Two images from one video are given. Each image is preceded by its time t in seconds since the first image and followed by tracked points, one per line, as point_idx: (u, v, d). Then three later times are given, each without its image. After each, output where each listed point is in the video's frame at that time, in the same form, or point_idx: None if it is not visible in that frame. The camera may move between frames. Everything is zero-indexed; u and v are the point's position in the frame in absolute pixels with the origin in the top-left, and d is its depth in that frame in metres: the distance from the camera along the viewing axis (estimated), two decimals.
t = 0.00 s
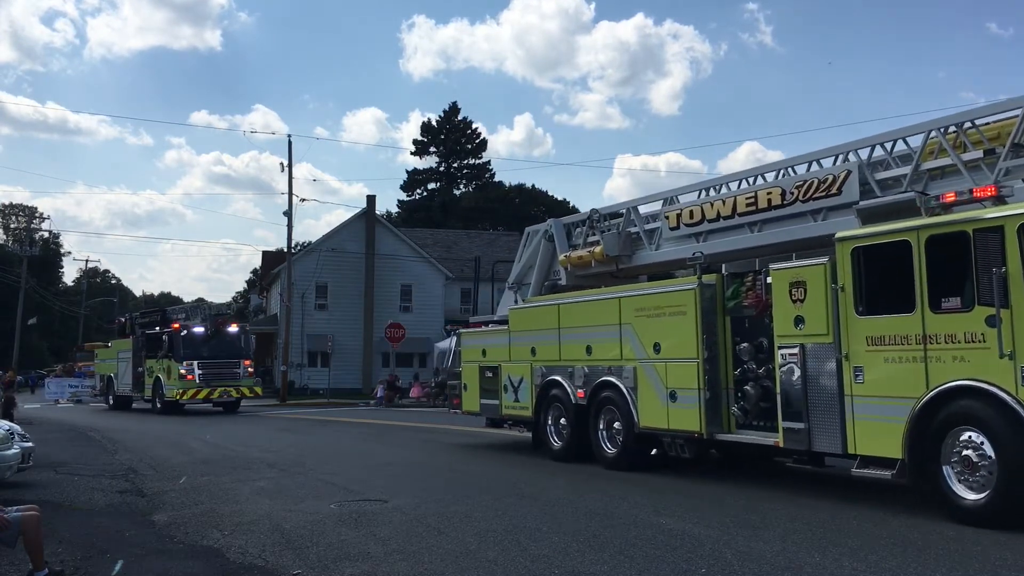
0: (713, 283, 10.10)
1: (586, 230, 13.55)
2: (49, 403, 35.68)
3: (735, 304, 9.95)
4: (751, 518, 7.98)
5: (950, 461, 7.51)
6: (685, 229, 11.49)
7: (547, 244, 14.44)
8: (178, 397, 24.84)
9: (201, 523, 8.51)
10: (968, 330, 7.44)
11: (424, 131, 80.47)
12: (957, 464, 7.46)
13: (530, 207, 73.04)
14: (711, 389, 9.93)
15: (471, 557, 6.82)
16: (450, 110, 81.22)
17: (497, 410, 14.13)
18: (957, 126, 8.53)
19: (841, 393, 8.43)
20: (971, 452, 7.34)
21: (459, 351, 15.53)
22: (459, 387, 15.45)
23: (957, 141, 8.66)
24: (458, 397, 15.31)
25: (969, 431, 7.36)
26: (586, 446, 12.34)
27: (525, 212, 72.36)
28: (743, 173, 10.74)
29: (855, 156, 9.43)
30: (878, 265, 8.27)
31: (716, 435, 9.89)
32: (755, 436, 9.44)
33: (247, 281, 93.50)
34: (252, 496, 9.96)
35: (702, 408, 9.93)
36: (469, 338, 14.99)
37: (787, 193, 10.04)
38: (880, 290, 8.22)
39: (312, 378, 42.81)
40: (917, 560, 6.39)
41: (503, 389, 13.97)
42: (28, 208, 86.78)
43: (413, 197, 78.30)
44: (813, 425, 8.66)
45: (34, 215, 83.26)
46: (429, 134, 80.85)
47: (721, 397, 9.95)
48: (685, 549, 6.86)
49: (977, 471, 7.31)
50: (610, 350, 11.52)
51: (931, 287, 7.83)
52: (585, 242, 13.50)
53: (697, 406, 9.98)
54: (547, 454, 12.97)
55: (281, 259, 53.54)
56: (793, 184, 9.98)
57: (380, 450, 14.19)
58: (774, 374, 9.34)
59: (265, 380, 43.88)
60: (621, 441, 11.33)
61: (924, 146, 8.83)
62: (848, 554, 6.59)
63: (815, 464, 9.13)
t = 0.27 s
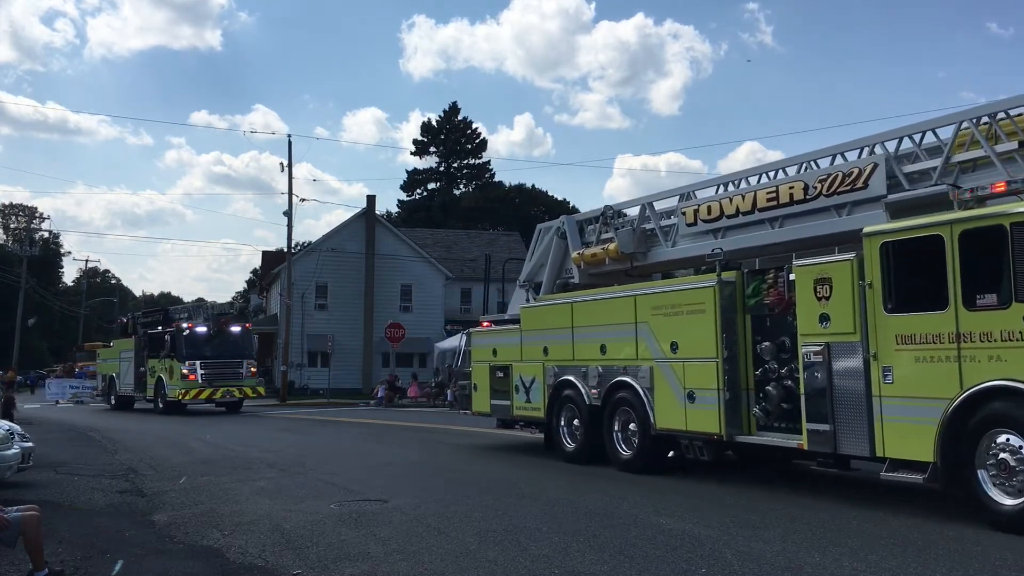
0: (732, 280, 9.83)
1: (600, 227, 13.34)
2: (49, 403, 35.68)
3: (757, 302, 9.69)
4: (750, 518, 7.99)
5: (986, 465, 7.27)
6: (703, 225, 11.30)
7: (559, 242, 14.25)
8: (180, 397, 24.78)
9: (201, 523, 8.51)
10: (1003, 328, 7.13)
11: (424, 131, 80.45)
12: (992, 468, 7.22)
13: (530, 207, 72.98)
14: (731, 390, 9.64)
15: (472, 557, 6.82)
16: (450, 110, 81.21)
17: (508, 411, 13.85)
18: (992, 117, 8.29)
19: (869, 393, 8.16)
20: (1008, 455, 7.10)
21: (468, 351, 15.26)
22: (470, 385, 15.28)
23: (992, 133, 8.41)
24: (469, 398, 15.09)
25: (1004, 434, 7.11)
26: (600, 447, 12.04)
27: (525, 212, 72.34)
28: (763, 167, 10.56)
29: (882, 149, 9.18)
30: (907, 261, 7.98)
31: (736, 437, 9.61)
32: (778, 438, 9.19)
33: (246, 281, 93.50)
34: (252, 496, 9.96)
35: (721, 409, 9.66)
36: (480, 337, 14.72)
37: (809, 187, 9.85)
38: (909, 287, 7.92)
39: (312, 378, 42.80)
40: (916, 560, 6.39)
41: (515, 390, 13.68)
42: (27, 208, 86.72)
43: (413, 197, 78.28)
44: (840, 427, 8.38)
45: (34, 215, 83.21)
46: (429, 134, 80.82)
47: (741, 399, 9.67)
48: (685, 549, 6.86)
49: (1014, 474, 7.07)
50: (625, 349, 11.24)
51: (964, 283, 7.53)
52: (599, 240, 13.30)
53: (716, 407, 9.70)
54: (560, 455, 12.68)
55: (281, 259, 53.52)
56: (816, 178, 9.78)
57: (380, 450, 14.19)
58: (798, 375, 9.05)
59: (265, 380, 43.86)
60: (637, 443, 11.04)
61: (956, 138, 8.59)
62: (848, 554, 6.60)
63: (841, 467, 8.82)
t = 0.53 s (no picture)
0: (754, 277, 9.51)
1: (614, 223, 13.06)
2: (49, 403, 35.69)
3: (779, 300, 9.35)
4: (751, 518, 7.98)
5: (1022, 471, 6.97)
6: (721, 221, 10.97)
7: (572, 238, 14.04)
8: (183, 397, 24.74)
9: (201, 523, 8.51)
10: None
11: (424, 131, 80.49)
12: None
13: (530, 207, 73.00)
14: (752, 390, 9.34)
15: (472, 557, 6.82)
16: (450, 110, 81.25)
17: (520, 412, 13.53)
18: None
19: (899, 394, 7.80)
20: None
21: (480, 350, 14.98)
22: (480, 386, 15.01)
23: None
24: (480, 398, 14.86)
25: None
26: (614, 449, 11.71)
27: (525, 212, 72.37)
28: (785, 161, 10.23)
29: (910, 141, 8.91)
30: (940, 257, 7.63)
31: (758, 440, 9.30)
32: (801, 441, 8.87)
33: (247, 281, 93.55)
34: (252, 496, 9.95)
35: (742, 410, 9.37)
36: (491, 336, 14.43)
37: (834, 182, 9.53)
38: (941, 284, 7.57)
39: (312, 378, 42.79)
40: (917, 561, 6.39)
41: (527, 390, 13.38)
42: (27, 208, 86.72)
43: (413, 197, 78.30)
44: (866, 429, 8.05)
45: (34, 215, 83.25)
46: (429, 134, 80.85)
47: (762, 399, 9.36)
48: (685, 549, 6.86)
49: None
50: (641, 349, 10.92)
51: (1000, 281, 7.17)
52: (613, 237, 13.02)
53: (737, 408, 9.41)
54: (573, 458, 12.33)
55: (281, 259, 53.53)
56: (840, 172, 9.45)
57: (380, 450, 14.18)
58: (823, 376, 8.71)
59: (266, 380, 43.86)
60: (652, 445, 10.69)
61: (989, 129, 8.29)
62: (848, 554, 6.59)
63: (868, 470, 8.43)
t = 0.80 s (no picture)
0: (775, 275, 9.30)
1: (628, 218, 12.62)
2: (49, 403, 35.70)
3: (803, 298, 9.15)
4: (751, 518, 7.98)
5: None
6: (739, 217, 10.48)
7: (585, 234, 13.56)
8: (185, 397, 24.69)
9: (201, 523, 8.50)
10: None
11: (424, 131, 80.49)
12: None
13: (530, 207, 73.00)
14: (773, 391, 9.10)
15: (472, 557, 6.82)
16: (450, 110, 81.25)
17: (532, 412, 13.22)
18: None
19: (931, 395, 7.59)
20: None
21: (490, 349, 14.72)
22: (491, 386, 14.74)
23: None
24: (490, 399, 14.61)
25: None
26: (629, 450, 11.43)
27: (525, 212, 72.38)
28: (808, 154, 9.76)
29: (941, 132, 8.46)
30: (974, 253, 7.41)
31: (780, 442, 9.07)
32: (826, 443, 8.62)
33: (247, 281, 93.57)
34: (252, 496, 9.95)
35: (764, 411, 9.11)
36: (502, 335, 14.17)
37: (859, 175, 9.00)
38: (975, 281, 7.35)
39: (312, 378, 42.79)
40: (916, 560, 6.39)
41: (539, 390, 13.09)
42: (27, 208, 86.73)
43: (413, 197, 78.29)
44: (896, 431, 7.83)
45: (34, 215, 83.26)
46: (428, 134, 80.83)
47: (783, 400, 9.14)
48: (685, 549, 6.86)
49: None
50: (657, 348, 10.63)
51: None
52: (629, 233, 12.59)
53: (758, 409, 9.14)
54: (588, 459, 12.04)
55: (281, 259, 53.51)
56: (867, 165, 8.93)
57: (380, 450, 14.18)
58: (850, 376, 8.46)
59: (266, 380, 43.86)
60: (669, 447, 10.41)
61: None
62: (848, 554, 6.59)
63: (896, 474, 8.09)
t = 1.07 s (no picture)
0: (798, 272, 9.04)
1: (643, 215, 12.26)
2: (49, 403, 35.69)
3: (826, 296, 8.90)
4: (751, 518, 7.98)
5: None
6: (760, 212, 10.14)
7: (597, 232, 13.22)
8: (188, 397, 24.65)
9: (201, 523, 8.51)
10: None
11: (424, 131, 80.48)
12: None
13: (530, 207, 73.00)
14: (796, 391, 8.86)
15: (472, 557, 6.82)
16: (450, 110, 81.25)
17: (544, 413, 12.96)
18: None
19: (963, 396, 7.32)
20: None
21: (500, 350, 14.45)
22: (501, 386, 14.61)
23: None
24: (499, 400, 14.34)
25: None
26: (644, 452, 11.20)
27: (525, 212, 72.39)
28: (831, 147, 9.43)
29: (972, 123, 8.18)
30: (1011, 248, 7.16)
31: (803, 444, 8.83)
32: (852, 446, 8.40)
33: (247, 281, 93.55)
34: (252, 496, 9.95)
35: (786, 412, 8.87)
36: (512, 334, 13.88)
37: (886, 169, 8.67)
38: (1012, 277, 7.09)
39: (312, 378, 42.78)
40: (916, 560, 6.40)
41: (551, 390, 12.83)
42: (27, 208, 86.67)
43: (413, 197, 78.28)
44: (927, 433, 7.57)
45: (34, 215, 83.24)
46: (428, 134, 80.81)
47: (805, 401, 8.89)
48: (686, 549, 6.86)
49: None
50: (675, 348, 10.38)
51: None
52: (644, 230, 12.21)
53: (780, 410, 8.90)
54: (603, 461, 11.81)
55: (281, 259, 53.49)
56: (893, 158, 8.61)
57: (380, 450, 14.17)
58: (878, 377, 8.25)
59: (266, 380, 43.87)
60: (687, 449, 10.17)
61: None
62: (848, 554, 6.59)
63: (925, 477, 7.88)
